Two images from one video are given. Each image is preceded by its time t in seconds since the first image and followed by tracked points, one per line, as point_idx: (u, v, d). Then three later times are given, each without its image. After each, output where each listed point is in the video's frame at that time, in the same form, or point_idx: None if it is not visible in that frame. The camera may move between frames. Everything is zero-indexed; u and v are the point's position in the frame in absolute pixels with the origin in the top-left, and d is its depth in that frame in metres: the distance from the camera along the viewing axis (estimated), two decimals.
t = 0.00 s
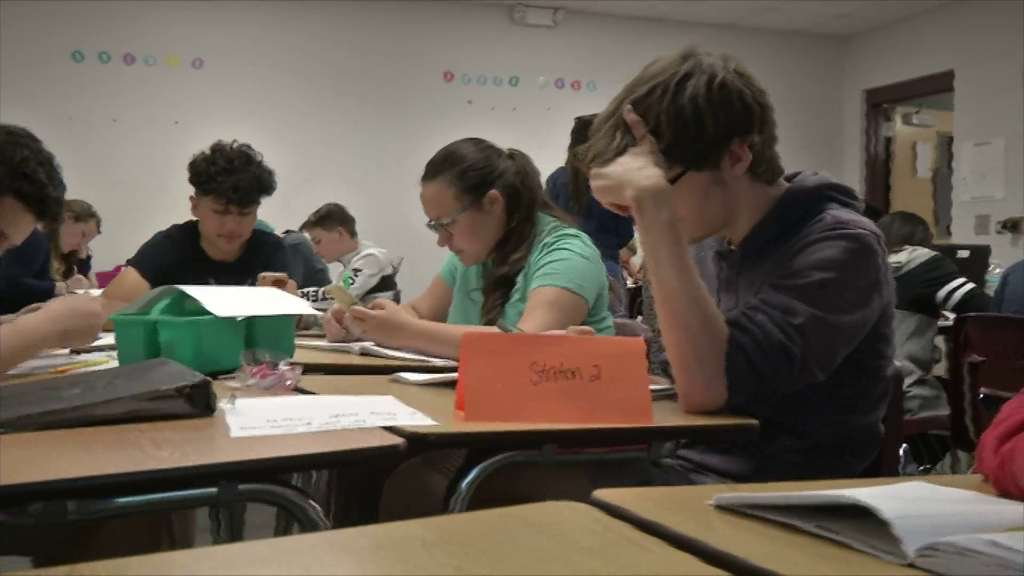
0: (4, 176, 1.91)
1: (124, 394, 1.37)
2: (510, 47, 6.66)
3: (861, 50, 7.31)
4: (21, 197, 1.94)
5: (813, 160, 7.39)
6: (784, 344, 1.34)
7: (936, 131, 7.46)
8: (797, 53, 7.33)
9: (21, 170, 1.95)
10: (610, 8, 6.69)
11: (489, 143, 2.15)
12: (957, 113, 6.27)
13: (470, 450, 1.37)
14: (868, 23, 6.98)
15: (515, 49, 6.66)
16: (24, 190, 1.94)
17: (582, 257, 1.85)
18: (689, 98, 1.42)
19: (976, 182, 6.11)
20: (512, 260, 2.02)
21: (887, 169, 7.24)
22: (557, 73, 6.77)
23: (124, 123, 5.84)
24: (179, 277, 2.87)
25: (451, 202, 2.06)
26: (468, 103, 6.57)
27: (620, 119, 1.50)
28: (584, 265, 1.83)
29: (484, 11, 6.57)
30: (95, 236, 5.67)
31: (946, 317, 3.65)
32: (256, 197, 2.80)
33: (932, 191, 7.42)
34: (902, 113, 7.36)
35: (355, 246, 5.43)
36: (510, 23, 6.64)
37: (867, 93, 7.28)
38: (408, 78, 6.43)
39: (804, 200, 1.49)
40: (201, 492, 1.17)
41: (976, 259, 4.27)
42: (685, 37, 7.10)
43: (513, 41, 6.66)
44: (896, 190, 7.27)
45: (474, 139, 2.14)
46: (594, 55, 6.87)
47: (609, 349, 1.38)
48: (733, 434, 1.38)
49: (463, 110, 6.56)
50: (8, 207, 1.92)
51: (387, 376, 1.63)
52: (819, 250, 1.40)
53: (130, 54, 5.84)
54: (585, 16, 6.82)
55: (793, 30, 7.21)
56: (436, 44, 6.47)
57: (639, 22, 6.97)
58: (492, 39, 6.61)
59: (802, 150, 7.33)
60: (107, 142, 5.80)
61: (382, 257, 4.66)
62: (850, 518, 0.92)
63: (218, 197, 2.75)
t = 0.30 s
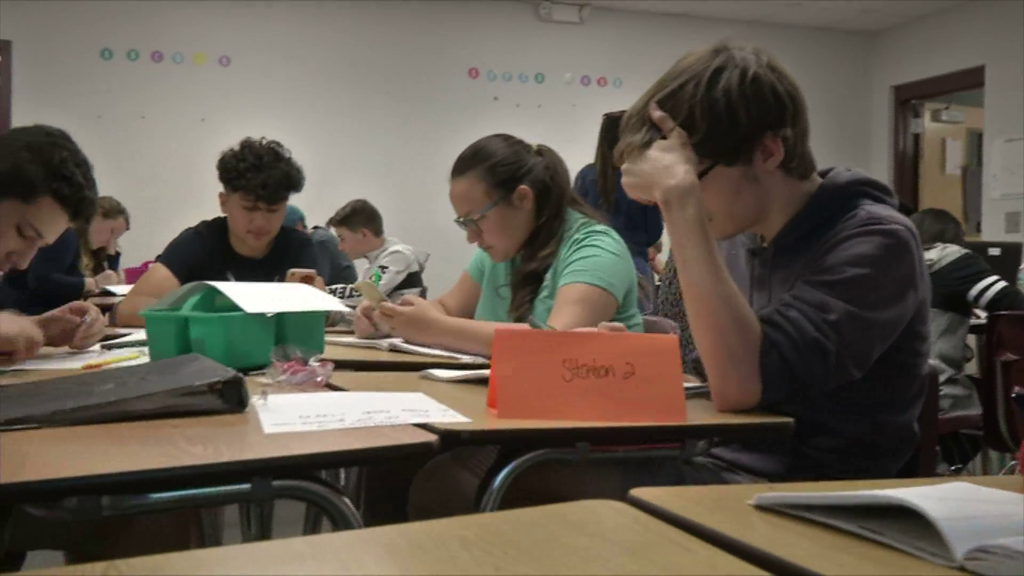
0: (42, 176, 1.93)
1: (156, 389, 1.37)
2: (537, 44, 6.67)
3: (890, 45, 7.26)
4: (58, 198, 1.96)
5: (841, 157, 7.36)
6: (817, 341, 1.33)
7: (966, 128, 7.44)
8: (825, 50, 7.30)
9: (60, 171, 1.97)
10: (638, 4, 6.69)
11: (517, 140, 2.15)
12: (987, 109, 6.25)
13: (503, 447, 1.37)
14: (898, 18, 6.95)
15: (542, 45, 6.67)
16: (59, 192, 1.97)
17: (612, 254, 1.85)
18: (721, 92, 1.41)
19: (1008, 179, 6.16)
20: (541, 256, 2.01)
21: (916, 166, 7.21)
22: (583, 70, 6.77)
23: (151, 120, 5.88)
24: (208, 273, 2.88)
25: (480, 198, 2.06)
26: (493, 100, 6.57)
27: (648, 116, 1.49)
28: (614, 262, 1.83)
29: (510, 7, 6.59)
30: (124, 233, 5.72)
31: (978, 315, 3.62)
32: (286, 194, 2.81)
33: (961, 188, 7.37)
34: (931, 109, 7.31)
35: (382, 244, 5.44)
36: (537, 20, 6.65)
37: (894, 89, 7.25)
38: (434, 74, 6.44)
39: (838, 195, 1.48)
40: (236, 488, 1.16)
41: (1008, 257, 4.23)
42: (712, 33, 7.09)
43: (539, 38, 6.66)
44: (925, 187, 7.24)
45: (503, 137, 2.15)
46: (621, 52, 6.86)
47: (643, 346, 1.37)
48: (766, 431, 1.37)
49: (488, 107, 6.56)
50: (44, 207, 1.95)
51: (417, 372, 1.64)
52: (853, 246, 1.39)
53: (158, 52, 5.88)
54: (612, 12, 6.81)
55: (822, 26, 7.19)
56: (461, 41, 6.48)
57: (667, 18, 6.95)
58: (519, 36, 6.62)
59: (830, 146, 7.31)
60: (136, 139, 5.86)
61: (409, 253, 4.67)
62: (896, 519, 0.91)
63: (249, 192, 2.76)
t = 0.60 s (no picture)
0: (44, 153, 1.87)
1: (187, 387, 1.37)
2: (561, 41, 6.66)
3: (917, 41, 7.22)
4: (63, 174, 1.90)
5: (866, 153, 7.34)
6: (852, 338, 1.32)
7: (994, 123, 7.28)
8: (852, 45, 7.27)
9: (61, 147, 1.90)
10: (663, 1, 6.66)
11: (543, 137, 2.15)
12: (1016, 106, 6.20)
13: (534, 446, 1.37)
14: (926, 13, 6.91)
15: (565, 43, 6.66)
16: (66, 168, 1.90)
17: (640, 251, 1.84)
18: (751, 88, 1.39)
19: None
20: (567, 253, 2.01)
21: (943, 163, 7.16)
22: (607, 67, 6.75)
23: (177, 118, 5.92)
24: (234, 269, 2.89)
25: (507, 195, 2.06)
26: (517, 97, 6.57)
27: (678, 111, 1.49)
28: (642, 259, 1.82)
29: (534, 4, 6.58)
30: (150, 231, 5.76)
31: (1009, 314, 3.59)
32: (311, 194, 2.82)
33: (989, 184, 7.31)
34: (959, 105, 7.26)
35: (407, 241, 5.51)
36: (561, 17, 6.64)
37: (922, 85, 7.20)
38: (457, 72, 6.44)
39: (870, 191, 1.46)
40: (269, 486, 1.15)
41: None
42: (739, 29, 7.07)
43: (563, 35, 6.65)
44: (952, 185, 7.20)
45: (529, 134, 2.15)
46: (645, 48, 6.84)
47: (675, 345, 1.36)
48: (799, 430, 1.36)
49: (512, 105, 6.56)
50: (50, 185, 1.89)
51: (446, 370, 1.63)
52: (887, 243, 1.37)
53: (183, 51, 5.91)
54: (636, 9, 6.79)
55: (848, 22, 7.17)
56: (484, 38, 6.48)
57: (693, 14, 6.91)
58: (542, 34, 6.61)
59: (855, 143, 7.29)
60: (164, 138, 5.89)
61: (433, 251, 4.66)
62: (940, 520, 0.90)
63: (275, 191, 2.78)
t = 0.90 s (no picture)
0: (77, 150, 1.88)
1: (220, 390, 1.37)
2: (583, 42, 6.65)
3: (945, 39, 7.17)
4: (95, 169, 1.91)
5: (893, 154, 7.29)
6: (887, 338, 1.30)
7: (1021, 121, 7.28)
8: (878, 45, 7.24)
9: (93, 143, 1.92)
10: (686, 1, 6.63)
11: (570, 139, 2.14)
12: None
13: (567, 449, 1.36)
14: (954, 11, 6.86)
15: (588, 43, 6.65)
16: (98, 163, 1.91)
17: (669, 253, 1.83)
18: (782, 89, 1.39)
19: None
20: (595, 256, 2.00)
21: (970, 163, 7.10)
22: (630, 67, 6.74)
23: (203, 122, 5.94)
24: (261, 270, 2.90)
25: (533, 199, 2.05)
26: (540, 99, 6.56)
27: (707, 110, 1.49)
28: (671, 260, 1.81)
29: (557, 5, 6.58)
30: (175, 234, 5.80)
31: None
32: (337, 194, 2.82)
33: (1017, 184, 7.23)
34: (986, 104, 7.19)
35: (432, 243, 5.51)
36: (583, 18, 6.64)
37: (948, 84, 7.15)
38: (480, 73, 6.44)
39: (906, 191, 1.45)
40: (303, 489, 1.15)
41: None
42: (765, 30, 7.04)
43: (585, 36, 6.64)
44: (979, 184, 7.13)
45: (556, 136, 2.14)
46: (668, 49, 6.81)
47: (711, 348, 1.35)
48: (836, 433, 1.34)
49: (534, 106, 6.55)
50: (82, 179, 1.89)
51: (476, 372, 1.63)
52: (924, 243, 1.36)
53: (208, 54, 5.94)
54: (660, 9, 6.77)
55: (873, 21, 7.14)
56: (506, 39, 6.48)
57: (718, 14, 6.87)
58: (564, 35, 6.61)
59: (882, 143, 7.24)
60: (188, 141, 5.92)
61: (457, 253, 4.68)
62: (988, 526, 0.89)
63: (300, 193, 2.78)
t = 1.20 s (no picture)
0: (119, 154, 1.90)
1: (253, 390, 1.37)
2: (608, 42, 6.64)
3: (975, 37, 7.10)
4: (136, 174, 1.93)
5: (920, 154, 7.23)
6: (923, 333, 1.29)
7: None
8: (906, 44, 7.19)
9: (133, 147, 1.94)
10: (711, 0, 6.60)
11: (598, 139, 2.14)
12: None
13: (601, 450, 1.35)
14: (983, 9, 6.79)
15: (613, 44, 6.64)
16: (138, 167, 1.93)
17: (700, 253, 1.82)
18: (798, 84, 1.38)
19: None
20: (625, 256, 2.00)
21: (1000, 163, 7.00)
22: (655, 67, 6.72)
23: (228, 124, 5.97)
24: (290, 270, 2.91)
25: (562, 199, 2.05)
26: (564, 99, 6.56)
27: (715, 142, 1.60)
28: (702, 261, 1.80)
29: (581, 6, 6.57)
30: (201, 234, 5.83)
31: None
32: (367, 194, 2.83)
33: None
34: (1016, 104, 7.10)
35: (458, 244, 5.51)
36: (608, 18, 6.62)
37: (977, 82, 7.07)
38: (504, 74, 6.44)
39: (947, 190, 1.44)
40: (338, 489, 1.15)
41: None
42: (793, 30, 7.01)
43: (609, 36, 6.63)
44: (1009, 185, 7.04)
45: (585, 136, 2.13)
46: (693, 48, 6.78)
47: (747, 348, 1.34)
48: (874, 435, 1.33)
49: (558, 106, 6.55)
50: (124, 184, 1.92)
51: (508, 372, 1.63)
52: (965, 241, 1.34)
53: (235, 56, 5.97)
54: (685, 9, 6.74)
55: (901, 19, 7.09)
56: (530, 39, 6.47)
57: (743, 13, 6.84)
58: (589, 35, 6.60)
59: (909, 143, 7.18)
60: (213, 142, 5.95)
61: (482, 254, 4.68)
62: None
63: (329, 193, 2.79)
